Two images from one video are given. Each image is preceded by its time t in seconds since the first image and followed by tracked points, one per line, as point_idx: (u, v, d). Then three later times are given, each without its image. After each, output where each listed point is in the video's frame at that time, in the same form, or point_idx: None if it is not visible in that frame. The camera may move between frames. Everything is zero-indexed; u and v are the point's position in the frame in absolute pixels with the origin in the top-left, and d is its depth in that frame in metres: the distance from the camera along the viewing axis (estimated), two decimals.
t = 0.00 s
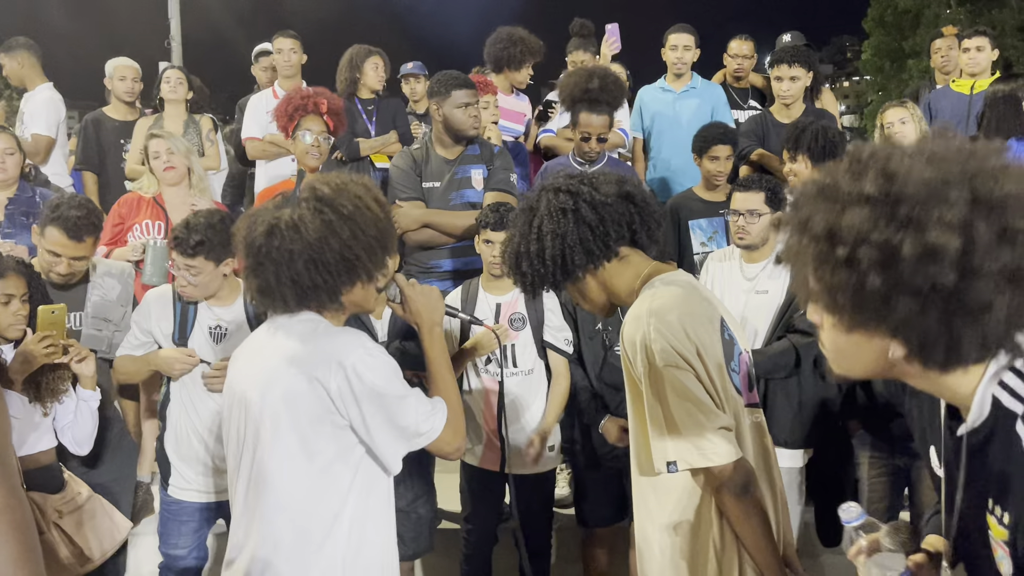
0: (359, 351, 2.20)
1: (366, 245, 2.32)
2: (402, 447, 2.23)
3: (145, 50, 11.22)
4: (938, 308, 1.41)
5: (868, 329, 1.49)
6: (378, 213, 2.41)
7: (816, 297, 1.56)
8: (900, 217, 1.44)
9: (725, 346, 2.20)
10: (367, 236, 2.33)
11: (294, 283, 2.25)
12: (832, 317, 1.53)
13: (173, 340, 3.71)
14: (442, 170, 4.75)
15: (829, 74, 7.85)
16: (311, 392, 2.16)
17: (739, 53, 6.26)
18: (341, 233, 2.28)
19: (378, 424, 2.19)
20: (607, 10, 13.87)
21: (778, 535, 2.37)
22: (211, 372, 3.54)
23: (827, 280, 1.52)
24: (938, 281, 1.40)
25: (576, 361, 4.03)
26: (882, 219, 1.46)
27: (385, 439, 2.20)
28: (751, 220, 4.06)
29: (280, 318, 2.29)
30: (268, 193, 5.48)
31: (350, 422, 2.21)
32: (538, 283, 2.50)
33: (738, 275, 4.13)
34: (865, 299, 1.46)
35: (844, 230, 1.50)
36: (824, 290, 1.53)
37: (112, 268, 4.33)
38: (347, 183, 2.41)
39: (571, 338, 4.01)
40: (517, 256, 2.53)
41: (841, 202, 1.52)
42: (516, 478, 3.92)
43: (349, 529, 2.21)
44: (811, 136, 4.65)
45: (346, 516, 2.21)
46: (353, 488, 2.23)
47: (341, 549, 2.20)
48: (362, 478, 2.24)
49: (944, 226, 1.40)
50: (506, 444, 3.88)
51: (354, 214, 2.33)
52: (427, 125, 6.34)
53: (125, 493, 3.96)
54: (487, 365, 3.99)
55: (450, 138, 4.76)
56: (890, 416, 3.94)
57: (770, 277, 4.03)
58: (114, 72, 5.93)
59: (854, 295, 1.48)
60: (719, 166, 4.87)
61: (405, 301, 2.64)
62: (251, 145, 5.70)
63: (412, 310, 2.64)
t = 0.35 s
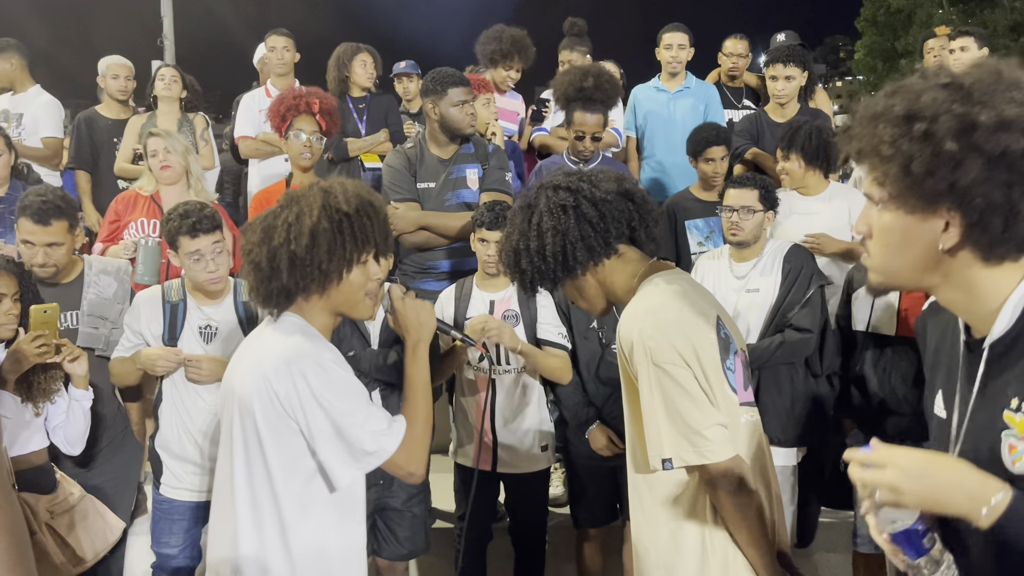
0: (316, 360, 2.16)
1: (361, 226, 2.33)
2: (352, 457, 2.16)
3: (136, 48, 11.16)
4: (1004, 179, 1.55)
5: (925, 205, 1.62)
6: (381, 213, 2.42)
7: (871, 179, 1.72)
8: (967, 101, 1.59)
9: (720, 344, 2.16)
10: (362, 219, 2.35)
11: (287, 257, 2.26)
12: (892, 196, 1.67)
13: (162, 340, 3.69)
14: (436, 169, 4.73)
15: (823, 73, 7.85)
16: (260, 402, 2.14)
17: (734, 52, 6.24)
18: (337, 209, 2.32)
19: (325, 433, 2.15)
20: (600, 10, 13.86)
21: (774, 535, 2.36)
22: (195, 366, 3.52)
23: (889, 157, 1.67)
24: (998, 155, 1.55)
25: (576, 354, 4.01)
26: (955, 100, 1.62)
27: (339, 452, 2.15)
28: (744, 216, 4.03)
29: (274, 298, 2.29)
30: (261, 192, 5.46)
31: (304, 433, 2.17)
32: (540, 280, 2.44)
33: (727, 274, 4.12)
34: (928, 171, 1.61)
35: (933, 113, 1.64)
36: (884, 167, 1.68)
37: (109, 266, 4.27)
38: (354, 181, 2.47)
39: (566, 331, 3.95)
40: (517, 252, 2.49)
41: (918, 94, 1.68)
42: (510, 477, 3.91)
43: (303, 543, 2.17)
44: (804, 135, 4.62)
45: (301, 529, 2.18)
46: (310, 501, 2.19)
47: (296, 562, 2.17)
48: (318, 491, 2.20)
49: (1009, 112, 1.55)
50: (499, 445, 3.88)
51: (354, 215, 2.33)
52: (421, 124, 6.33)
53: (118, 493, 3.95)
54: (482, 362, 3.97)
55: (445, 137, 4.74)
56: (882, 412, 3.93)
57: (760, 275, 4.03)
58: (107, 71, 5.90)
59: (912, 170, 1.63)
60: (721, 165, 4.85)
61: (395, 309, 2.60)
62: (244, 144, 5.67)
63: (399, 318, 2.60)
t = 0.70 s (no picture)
0: (300, 352, 2.13)
1: (371, 213, 2.31)
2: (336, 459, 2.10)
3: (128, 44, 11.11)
4: None
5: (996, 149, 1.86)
6: (387, 201, 2.40)
7: (935, 161, 1.90)
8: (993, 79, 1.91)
9: (711, 345, 2.17)
10: (371, 207, 2.32)
11: (298, 242, 2.22)
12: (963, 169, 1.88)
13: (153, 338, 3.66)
14: (429, 165, 4.72)
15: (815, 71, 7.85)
16: (251, 396, 2.14)
17: (727, 50, 6.24)
18: (346, 195, 2.29)
19: (311, 431, 2.11)
20: (592, 7, 13.84)
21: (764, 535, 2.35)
22: (191, 369, 3.53)
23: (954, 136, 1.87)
24: None
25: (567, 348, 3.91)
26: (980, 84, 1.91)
27: (321, 447, 2.10)
28: (735, 212, 4.02)
29: (285, 286, 2.26)
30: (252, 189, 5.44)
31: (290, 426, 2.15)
32: (531, 273, 2.42)
33: (715, 272, 4.12)
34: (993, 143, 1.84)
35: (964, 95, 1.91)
36: (952, 146, 1.88)
37: (112, 268, 4.23)
38: (355, 169, 2.44)
39: (558, 325, 3.91)
40: (507, 246, 2.45)
41: (941, 82, 1.96)
42: (501, 475, 3.90)
43: (291, 543, 2.15)
44: (758, 142, 4.64)
45: (290, 528, 2.15)
46: (298, 500, 2.16)
47: (285, 563, 2.14)
48: (307, 490, 2.17)
49: None
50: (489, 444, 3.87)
51: (365, 202, 2.31)
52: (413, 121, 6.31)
53: (108, 492, 3.93)
54: (473, 360, 3.96)
55: (438, 133, 4.72)
56: (861, 409, 3.92)
57: (750, 272, 4.03)
58: (99, 67, 5.86)
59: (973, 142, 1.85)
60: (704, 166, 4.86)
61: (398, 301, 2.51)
62: (235, 141, 5.65)
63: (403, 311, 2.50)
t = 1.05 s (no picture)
0: (303, 343, 2.12)
1: (379, 206, 2.33)
2: (341, 449, 2.12)
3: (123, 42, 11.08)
4: None
5: None
6: (392, 196, 2.41)
7: (998, 217, 1.72)
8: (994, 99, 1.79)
9: (706, 339, 2.16)
10: (379, 200, 2.34)
11: (314, 234, 2.21)
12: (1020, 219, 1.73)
13: (148, 334, 3.64)
14: (427, 161, 4.71)
15: (812, 67, 7.83)
16: (254, 385, 2.13)
17: (724, 47, 6.25)
18: (359, 189, 2.31)
19: (317, 421, 2.12)
20: (589, 5, 13.84)
21: (759, 530, 2.35)
22: (188, 365, 3.52)
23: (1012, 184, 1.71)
24: None
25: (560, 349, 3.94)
26: (989, 109, 1.78)
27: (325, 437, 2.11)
28: (731, 210, 4.02)
29: (293, 275, 2.23)
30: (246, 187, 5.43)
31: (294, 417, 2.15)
32: (543, 265, 2.36)
33: (710, 267, 4.14)
34: None
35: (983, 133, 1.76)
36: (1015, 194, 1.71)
37: (99, 262, 4.23)
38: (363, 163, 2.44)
39: (554, 323, 3.91)
40: (518, 238, 2.39)
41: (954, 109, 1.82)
42: (496, 473, 3.90)
43: (296, 531, 2.15)
44: (759, 138, 4.58)
45: (294, 517, 2.15)
46: (303, 489, 2.16)
47: (295, 552, 2.15)
48: (311, 478, 2.17)
49: None
50: (484, 440, 3.86)
51: (376, 195, 2.33)
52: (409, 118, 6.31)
53: (102, 488, 3.94)
54: (468, 357, 3.96)
55: (434, 128, 4.71)
56: (858, 406, 3.93)
57: (745, 268, 4.05)
58: (93, 63, 5.83)
59: None
60: (698, 166, 4.83)
61: (394, 292, 2.51)
62: (230, 138, 5.64)
63: (397, 301, 2.52)
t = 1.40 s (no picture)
0: (322, 333, 2.13)
1: (386, 197, 2.40)
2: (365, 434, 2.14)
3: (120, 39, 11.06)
4: None
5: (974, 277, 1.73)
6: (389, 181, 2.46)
7: (918, 305, 1.79)
8: (937, 180, 1.75)
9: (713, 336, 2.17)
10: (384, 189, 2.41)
11: (342, 219, 2.24)
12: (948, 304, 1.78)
13: (152, 332, 3.64)
14: (427, 157, 4.70)
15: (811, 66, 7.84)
16: (268, 375, 2.13)
17: (724, 45, 6.25)
18: (371, 179, 2.36)
19: (338, 409, 2.12)
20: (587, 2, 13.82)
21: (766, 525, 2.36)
22: (190, 361, 3.52)
23: (924, 279, 1.75)
24: (1008, 215, 1.69)
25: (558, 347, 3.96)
26: (927, 194, 1.75)
27: (348, 425, 2.12)
28: (732, 208, 4.02)
29: (310, 265, 2.24)
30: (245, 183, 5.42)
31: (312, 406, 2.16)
32: (554, 256, 2.31)
33: (714, 265, 4.14)
34: (966, 274, 1.72)
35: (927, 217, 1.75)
36: (928, 287, 1.75)
37: (93, 255, 4.24)
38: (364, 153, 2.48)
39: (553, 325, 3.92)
40: (527, 231, 2.33)
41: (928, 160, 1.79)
42: (496, 470, 3.90)
43: (318, 517, 2.17)
44: (769, 130, 4.64)
45: (315, 503, 2.17)
46: (323, 474, 2.19)
47: (317, 542, 2.16)
48: (330, 463, 2.20)
49: (980, 168, 1.72)
50: (482, 436, 3.87)
51: (383, 185, 2.39)
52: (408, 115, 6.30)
53: (101, 484, 3.94)
54: (467, 353, 3.95)
55: (434, 125, 4.70)
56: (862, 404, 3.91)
57: (746, 265, 4.07)
58: (92, 59, 5.82)
59: (954, 279, 1.73)
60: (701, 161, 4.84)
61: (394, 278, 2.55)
62: (229, 135, 5.64)
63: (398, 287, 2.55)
